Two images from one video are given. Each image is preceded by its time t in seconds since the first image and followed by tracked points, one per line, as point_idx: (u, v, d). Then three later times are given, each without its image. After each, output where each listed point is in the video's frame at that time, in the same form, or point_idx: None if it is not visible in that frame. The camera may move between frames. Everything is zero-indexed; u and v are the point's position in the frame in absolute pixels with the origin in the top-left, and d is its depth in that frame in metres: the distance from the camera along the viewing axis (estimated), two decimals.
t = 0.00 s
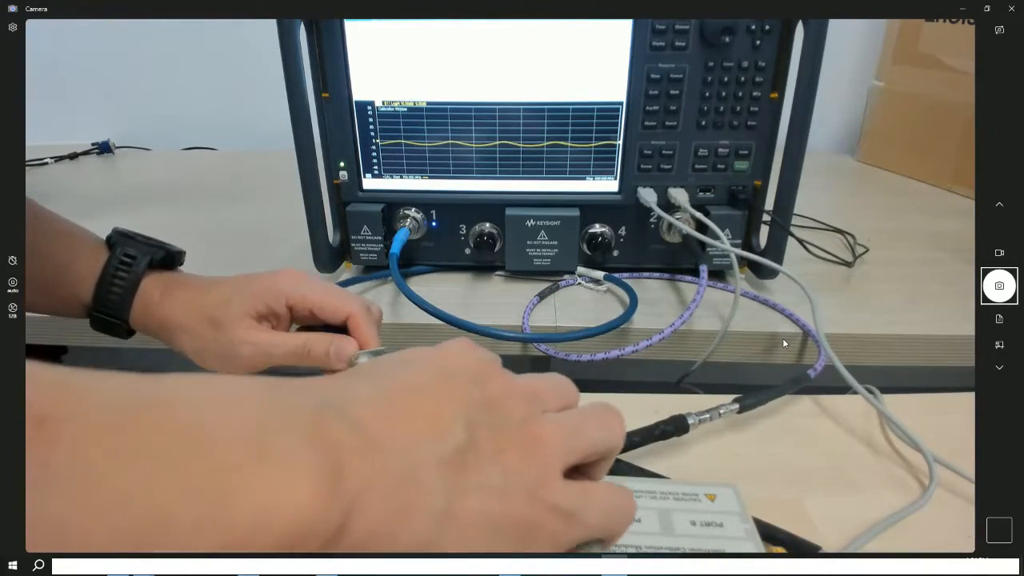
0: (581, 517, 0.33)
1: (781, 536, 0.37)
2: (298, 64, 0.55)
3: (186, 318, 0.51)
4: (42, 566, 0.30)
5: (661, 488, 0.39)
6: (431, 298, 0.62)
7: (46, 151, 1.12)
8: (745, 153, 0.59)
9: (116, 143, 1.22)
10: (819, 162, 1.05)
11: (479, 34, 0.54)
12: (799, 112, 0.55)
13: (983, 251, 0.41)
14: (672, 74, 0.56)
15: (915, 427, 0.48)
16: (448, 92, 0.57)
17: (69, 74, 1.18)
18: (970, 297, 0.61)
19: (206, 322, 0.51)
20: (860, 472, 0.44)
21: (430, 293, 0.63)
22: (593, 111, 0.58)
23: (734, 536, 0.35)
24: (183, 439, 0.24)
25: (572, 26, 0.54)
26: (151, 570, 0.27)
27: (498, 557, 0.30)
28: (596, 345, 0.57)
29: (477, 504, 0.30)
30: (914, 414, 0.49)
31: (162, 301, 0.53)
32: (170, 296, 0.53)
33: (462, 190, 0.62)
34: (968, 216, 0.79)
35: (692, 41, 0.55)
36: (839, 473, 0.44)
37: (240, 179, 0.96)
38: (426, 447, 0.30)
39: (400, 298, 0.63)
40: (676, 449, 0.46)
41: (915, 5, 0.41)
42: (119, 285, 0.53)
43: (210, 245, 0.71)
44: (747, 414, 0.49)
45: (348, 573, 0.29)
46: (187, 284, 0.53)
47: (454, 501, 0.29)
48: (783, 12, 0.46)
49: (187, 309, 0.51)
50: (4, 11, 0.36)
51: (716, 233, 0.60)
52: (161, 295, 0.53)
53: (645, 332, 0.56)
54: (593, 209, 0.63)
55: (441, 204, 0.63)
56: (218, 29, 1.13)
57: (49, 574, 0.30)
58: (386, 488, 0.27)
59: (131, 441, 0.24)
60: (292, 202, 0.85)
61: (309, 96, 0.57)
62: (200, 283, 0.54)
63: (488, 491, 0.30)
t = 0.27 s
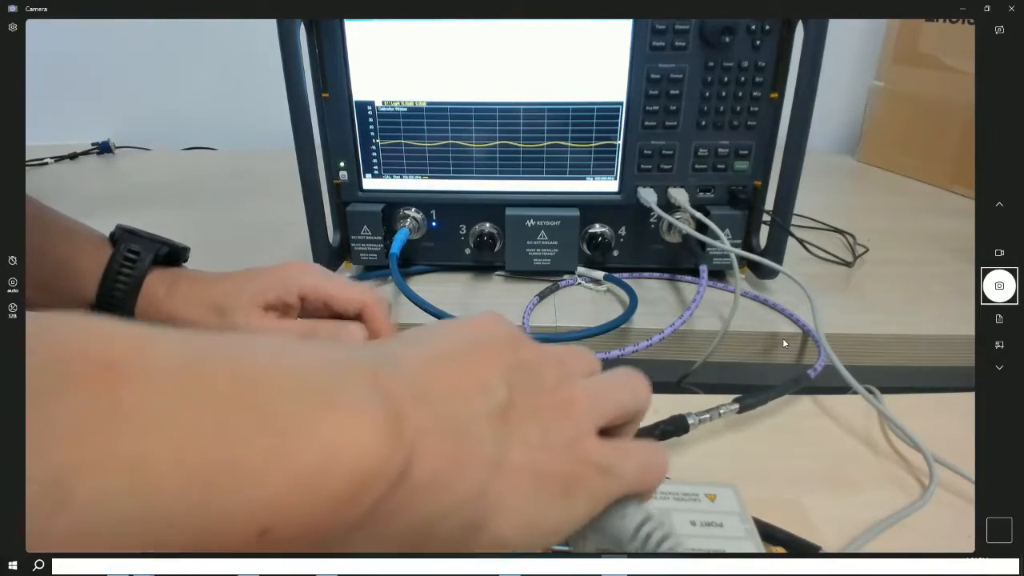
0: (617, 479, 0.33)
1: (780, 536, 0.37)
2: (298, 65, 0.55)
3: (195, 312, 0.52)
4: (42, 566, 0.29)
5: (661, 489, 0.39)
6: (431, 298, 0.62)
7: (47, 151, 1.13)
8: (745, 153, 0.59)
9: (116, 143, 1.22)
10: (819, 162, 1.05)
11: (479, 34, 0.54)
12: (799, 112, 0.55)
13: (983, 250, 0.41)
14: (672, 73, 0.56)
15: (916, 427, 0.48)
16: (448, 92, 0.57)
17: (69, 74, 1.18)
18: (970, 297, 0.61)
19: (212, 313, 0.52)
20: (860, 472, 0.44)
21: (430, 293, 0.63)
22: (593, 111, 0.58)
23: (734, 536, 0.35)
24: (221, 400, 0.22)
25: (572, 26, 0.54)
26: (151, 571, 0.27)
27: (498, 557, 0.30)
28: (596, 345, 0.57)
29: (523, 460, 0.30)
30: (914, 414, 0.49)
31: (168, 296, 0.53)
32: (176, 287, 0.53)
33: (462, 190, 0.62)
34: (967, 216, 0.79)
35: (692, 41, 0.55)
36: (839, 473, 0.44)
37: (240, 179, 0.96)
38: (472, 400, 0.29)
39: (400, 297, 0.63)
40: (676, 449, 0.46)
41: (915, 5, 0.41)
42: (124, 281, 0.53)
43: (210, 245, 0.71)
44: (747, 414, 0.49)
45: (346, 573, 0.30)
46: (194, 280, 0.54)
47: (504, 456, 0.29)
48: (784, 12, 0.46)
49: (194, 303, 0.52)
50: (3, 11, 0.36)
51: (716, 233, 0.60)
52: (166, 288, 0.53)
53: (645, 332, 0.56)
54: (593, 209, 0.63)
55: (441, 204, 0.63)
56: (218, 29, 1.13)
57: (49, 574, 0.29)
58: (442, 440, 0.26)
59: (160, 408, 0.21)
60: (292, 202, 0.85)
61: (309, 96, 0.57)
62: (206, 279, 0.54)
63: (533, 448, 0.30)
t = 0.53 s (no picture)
0: (656, 439, 0.34)
1: (780, 535, 0.37)
2: (298, 65, 0.55)
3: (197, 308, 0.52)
4: (42, 566, 0.29)
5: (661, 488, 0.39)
6: (431, 298, 0.62)
7: (47, 151, 1.13)
8: (745, 153, 0.59)
9: (115, 143, 1.22)
10: (819, 162, 1.05)
11: (479, 34, 0.54)
12: (799, 112, 0.55)
13: (983, 250, 0.41)
14: (672, 73, 0.56)
15: (915, 427, 0.48)
16: (448, 92, 0.57)
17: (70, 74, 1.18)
18: (970, 297, 0.61)
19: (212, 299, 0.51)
20: (860, 472, 0.44)
21: (430, 293, 0.63)
22: (593, 111, 0.58)
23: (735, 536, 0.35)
24: (286, 351, 0.21)
25: (572, 26, 0.54)
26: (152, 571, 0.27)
27: (495, 557, 0.32)
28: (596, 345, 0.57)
29: (575, 417, 0.31)
30: (914, 414, 0.49)
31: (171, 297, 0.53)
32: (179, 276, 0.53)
33: (463, 190, 0.62)
34: (967, 216, 0.79)
35: (692, 41, 0.55)
36: (838, 473, 0.44)
37: (241, 179, 0.96)
38: (526, 363, 0.29)
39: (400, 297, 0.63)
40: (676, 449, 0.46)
41: (915, 6, 0.41)
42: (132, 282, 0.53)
43: (211, 245, 0.71)
44: (747, 414, 0.49)
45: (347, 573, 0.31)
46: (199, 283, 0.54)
47: (559, 410, 0.30)
48: (784, 12, 0.46)
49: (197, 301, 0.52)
50: (3, 11, 0.36)
51: (716, 233, 0.60)
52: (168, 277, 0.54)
53: (645, 332, 0.56)
54: (593, 209, 0.63)
55: (441, 204, 0.63)
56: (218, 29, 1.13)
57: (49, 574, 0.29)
58: (511, 391, 0.27)
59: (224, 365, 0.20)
60: (293, 202, 0.85)
61: (310, 96, 0.57)
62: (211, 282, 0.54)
63: (582, 407, 0.32)
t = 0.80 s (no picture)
0: (689, 416, 0.35)
1: (779, 535, 0.37)
2: (298, 65, 0.55)
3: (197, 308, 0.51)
4: (42, 567, 0.29)
5: (661, 489, 0.39)
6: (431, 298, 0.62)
7: (47, 151, 1.13)
8: (745, 153, 0.59)
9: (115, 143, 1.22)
10: (819, 162, 1.05)
11: (479, 33, 0.54)
12: (799, 112, 0.55)
13: (983, 250, 0.41)
14: (672, 73, 0.56)
15: (915, 427, 0.48)
16: (448, 92, 0.57)
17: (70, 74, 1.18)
18: (970, 297, 0.61)
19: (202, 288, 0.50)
20: (859, 472, 0.44)
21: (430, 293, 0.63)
22: (593, 111, 0.58)
23: (734, 536, 0.35)
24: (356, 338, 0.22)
25: (573, 26, 0.54)
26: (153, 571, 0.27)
27: (496, 557, 0.32)
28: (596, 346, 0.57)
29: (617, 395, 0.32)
30: (914, 414, 0.49)
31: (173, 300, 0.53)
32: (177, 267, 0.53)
33: (463, 190, 0.62)
34: (967, 216, 0.79)
35: (692, 41, 0.55)
36: (838, 473, 0.44)
37: (241, 179, 0.96)
38: (568, 342, 0.30)
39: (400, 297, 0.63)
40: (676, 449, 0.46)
41: (915, 5, 0.41)
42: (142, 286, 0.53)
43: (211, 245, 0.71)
44: (747, 414, 0.49)
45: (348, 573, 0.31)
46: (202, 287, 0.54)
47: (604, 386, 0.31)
48: (785, 12, 0.46)
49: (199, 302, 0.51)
50: (3, 11, 0.35)
51: (716, 233, 0.60)
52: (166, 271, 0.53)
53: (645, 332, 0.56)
54: (593, 209, 0.63)
55: (441, 204, 0.63)
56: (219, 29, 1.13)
57: (50, 574, 0.29)
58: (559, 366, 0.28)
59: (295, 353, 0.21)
60: (293, 202, 0.85)
61: (310, 96, 0.57)
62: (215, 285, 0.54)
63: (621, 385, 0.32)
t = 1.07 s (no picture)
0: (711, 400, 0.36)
1: (779, 535, 0.37)
2: (298, 65, 0.55)
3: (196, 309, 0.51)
4: (42, 567, 0.29)
5: (661, 489, 0.39)
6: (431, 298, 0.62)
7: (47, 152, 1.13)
8: (745, 153, 0.59)
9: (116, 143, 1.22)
10: (819, 162, 1.05)
11: (479, 33, 0.54)
12: (799, 112, 0.55)
13: (983, 250, 0.41)
14: (672, 74, 0.56)
15: (915, 427, 0.48)
16: (448, 92, 0.57)
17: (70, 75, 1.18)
18: (969, 297, 0.61)
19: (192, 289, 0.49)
20: (859, 472, 0.44)
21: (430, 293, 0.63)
22: (593, 111, 0.58)
23: (735, 536, 0.35)
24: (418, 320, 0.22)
25: (573, 26, 0.54)
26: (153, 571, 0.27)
27: (496, 557, 0.32)
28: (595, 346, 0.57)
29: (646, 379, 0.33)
30: (914, 414, 0.49)
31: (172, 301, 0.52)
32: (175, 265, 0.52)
33: (463, 190, 0.62)
34: (967, 216, 0.79)
35: (692, 41, 0.55)
36: (838, 473, 0.44)
37: (241, 179, 0.96)
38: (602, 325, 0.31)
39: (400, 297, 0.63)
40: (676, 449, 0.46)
41: (915, 5, 0.41)
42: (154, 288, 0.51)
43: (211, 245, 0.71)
44: (747, 414, 0.49)
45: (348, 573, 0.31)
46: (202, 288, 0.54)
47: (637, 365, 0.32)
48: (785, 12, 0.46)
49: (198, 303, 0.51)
50: (3, 11, 0.35)
51: (716, 233, 0.60)
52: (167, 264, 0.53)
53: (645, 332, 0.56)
54: (593, 209, 0.63)
55: (441, 204, 0.63)
56: (218, 29, 1.13)
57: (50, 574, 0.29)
58: (600, 347, 0.29)
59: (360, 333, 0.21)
60: (292, 202, 0.85)
61: (310, 96, 0.57)
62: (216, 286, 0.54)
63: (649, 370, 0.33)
